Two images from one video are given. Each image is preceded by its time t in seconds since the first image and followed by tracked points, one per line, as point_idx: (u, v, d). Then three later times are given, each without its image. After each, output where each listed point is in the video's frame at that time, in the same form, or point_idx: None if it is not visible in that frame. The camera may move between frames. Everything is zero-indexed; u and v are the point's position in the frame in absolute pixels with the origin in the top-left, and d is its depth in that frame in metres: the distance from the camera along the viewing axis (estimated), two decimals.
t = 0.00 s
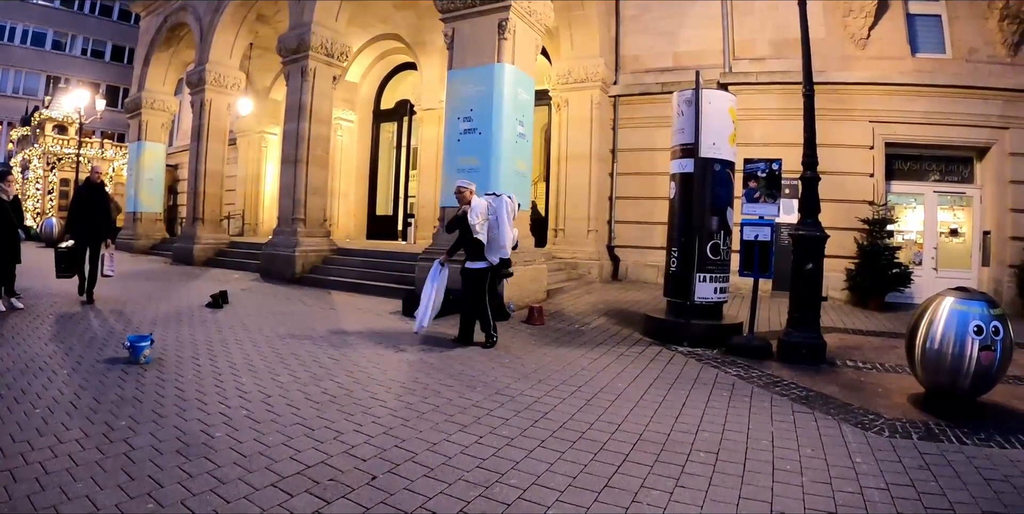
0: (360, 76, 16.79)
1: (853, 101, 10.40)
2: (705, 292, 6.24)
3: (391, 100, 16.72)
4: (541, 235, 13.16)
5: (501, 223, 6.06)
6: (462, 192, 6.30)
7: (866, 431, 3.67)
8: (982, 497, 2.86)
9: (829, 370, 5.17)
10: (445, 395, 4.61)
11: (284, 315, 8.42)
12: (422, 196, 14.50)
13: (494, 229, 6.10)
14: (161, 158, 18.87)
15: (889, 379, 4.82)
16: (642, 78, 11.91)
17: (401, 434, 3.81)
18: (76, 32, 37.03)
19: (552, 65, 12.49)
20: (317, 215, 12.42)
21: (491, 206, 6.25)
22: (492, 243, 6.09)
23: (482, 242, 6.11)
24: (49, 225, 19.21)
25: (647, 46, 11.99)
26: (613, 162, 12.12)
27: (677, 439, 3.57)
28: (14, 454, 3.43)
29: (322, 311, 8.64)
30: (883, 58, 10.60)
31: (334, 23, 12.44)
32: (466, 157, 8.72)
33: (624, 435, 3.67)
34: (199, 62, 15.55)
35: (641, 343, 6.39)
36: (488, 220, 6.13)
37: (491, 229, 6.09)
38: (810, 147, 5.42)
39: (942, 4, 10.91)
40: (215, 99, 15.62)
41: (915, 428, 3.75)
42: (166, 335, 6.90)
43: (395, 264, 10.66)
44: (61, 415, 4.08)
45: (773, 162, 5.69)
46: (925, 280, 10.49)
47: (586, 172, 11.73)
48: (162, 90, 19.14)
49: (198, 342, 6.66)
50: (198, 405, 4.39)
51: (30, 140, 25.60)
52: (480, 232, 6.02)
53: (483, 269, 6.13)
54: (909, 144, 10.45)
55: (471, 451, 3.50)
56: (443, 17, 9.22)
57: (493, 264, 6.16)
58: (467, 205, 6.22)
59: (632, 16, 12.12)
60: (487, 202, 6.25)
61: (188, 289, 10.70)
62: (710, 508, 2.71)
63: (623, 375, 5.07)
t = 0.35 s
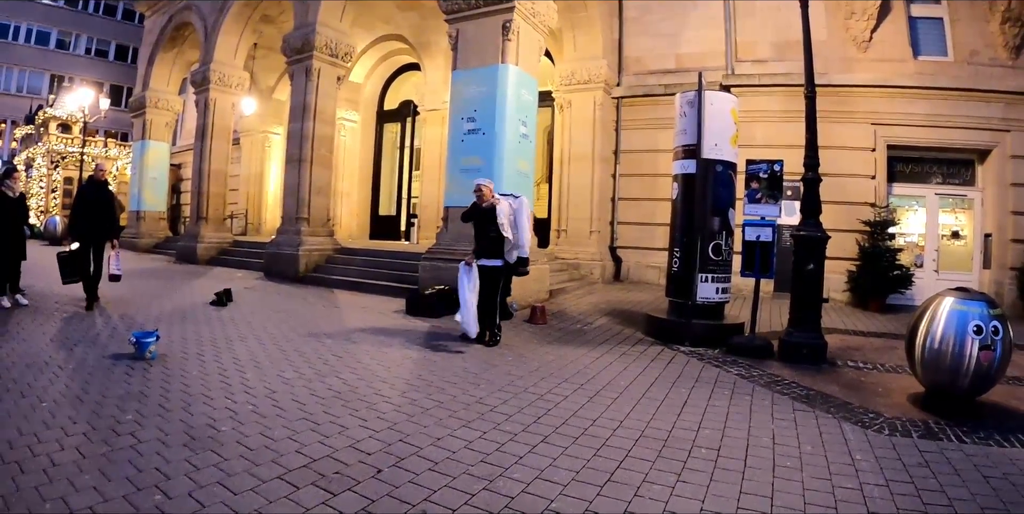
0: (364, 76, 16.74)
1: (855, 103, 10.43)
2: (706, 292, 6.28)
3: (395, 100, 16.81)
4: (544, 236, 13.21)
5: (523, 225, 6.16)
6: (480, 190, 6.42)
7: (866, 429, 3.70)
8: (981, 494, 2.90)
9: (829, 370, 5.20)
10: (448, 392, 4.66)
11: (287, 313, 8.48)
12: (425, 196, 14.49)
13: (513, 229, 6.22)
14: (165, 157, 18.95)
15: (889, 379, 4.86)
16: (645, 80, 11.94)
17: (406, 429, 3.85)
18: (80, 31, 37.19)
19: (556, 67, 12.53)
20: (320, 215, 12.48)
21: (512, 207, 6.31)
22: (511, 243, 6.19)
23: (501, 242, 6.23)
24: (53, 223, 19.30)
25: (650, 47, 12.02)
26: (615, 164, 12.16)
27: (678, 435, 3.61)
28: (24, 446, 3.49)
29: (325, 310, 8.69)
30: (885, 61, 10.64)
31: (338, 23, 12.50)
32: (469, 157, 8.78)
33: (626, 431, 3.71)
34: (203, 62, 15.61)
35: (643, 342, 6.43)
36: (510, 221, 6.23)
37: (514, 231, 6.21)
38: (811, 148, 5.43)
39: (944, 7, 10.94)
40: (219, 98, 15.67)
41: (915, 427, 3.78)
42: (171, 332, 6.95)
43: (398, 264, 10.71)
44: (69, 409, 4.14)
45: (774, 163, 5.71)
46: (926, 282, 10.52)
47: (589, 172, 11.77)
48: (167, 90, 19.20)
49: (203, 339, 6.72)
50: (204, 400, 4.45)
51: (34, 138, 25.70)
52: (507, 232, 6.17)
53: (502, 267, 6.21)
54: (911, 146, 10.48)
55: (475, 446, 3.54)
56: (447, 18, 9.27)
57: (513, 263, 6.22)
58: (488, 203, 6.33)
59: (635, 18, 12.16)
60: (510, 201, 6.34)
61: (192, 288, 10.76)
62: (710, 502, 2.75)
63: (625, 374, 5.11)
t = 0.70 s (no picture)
0: (370, 82, 16.89)
1: (859, 110, 10.50)
2: (712, 297, 6.34)
3: (402, 106, 16.97)
4: (549, 241, 13.30)
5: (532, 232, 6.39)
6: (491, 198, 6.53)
7: (869, 433, 3.76)
8: (982, 496, 2.96)
9: (833, 374, 5.26)
10: (457, 394, 4.74)
11: (296, 317, 8.58)
12: (431, 201, 14.64)
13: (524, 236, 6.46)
14: (172, 161, 19.11)
15: (893, 384, 4.91)
16: (650, 86, 12.02)
17: (416, 431, 3.93)
18: (86, 36, 37.54)
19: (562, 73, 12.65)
20: (327, 219, 12.61)
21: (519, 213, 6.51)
22: (523, 249, 6.44)
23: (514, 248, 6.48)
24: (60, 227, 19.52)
25: (655, 54, 12.12)
26: (621, 170, 12.24)
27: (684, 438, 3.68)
28: (45, 444, 3.58)
29: (333, 314, 8.78)
30: (889, 67, 10.69)
31: (346, 30, 12.65)
32: (477, 163, 8.89)
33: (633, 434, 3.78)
34: (212, 67, 15.79)
35: (648, 347, 6.49)
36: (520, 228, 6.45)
37: (525, 238, 6.46)
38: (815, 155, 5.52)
39: (947, 14, 11.00)
40: (227, 103, 15.83)
41: (918, 430, 3.83)
42: (181, 335, 7.05)
43: (404, 269, 10.80)
44: (82, 410, 4.22)
45: (779, 171, 5.83)
46: (930, 288, 10.56)
47: (595, 179, 11.86)
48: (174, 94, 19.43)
49: (213, 342, 6.81)
50: (218, 402, 4.54)
51: (41, 142, 25.95)
52: (519, 238, 6.41)
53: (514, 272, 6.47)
54: (915, 153, 10.53)
55: (485, 447, 3.62)
56: (455, 25, 9.39)
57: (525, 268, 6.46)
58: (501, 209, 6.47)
59: (639, 25, 12.26)
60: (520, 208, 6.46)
61: (200, 291, 10.87)
62: (715, 502, 2.83)
63: (630, 377, 5.18)
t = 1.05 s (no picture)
0: (384, 84, 17.16)
1: (871, 114, 10.51)
2: (725, 299, 6.42)
3: (415, 108, 17.18)
4: (563, 244, 13.41)
5: (547, 235, 6.68)
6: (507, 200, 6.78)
7: (880, 433, 3.84)
8: (992, 495, 3.04)
9: (845, 376, 5.33)
10: (474, 393, 4.87)
11: (313, 317, 8.75)
12: (445, 203, 14.82)
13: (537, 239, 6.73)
14: (187, 162, 19.40)
15: (904, 386, 4.98)
16: (663, 90, 12.11)
17: (437, 428, 4.06)
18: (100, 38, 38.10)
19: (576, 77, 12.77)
20: (342, 221, 12.81)
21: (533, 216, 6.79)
22: (534, 249, 6.73)
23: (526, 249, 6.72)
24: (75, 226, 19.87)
25: (668, 58, 12.20)
26: (633, 173, 12.32)
27: (699, 436, 3.77)
28: (83, 433, 3.74)
29: (350, 315, 8.95)
30: (900, 71, 10.71)
31: (361, 33, 12.84)
32: (492, 166, 9.03)
33: (649, 432, 3.88)
34: (228, 70, 16.04)
35: (661, 348, 6.59)
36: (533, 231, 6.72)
37: (538, 240, 6.72)
38: (828, 159, 5.57)
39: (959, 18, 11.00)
40: (243, 105, 16.06)
41: (928, 431, 3.91)
42: (201, 334, 7.23)
43: (419, 270, 10.96)
44: (108, 405, 4.32)
45: (792, 175, 5.93)
46: (941, 292, 10.56)
47: (608, 182, 11.95)
48: (189, 95, 19.78)
49: (234, 340, 6.98)
50: (244, 398, 4.69)
51: (57, 143, 26.37)
52: (533, 239, 6.68)
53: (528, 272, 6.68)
54: (927, 156, 10.52)
55: (504, 444, 3.74)
56: (471, 29, 9.55)
57: (536, 268, 6.77)
58: (519, 209, 6.70)
59: (652, 29, 12.36)
60: (536, 209, 6.74)
61: (217, 291, 11.08)
62: (730, 498, 2.91)
63: (644, 378, 5.27)
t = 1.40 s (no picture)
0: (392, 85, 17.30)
1: (877, 116, 10.52)
2: (730, 300, 6.48)
3: (422, 108, 17.29)
4: (570, 245, 13.48)
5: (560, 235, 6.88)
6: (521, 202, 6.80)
7: (883, 432, 3.90)
8: (992, 493, 3.09)
9: (849, 377, 5.38)
10: (482, 390, 4.95)
11: (321, 315, 8.86)
12: (452, 203, 14.92)
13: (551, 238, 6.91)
14: (196, 161, 19.57)
15: (907, 387, 5.03)
16: (670, 92, 12.16)
17: (447, 423, 4.15)
18: (109, 36, 38.46)
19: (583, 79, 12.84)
20: (351, 220, 12.93)
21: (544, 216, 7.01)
22: (550, 248, 6.90)
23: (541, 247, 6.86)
24: (84, 224, 20.07)
25: (675, 60, 12.25)
26: (640, 175, 12.38)
27: (703, 434, 3.84)
28: (103, 427, 3.85)
29: (359, 313, 9.05)
30: (907, 74, 10.71)
31: (370, 34, 12.96)
32: (500, 166, 9.13)
33: (654, 430, 3.95)
34: (237, 69, 16.21)
35: (667, 348, 6.65)
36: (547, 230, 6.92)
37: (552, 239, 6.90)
38: (834, 161, 5.62)
39: (966, 20, 11.00)
40: (252, 105, 16.22)
41: (931, 431, 3.96)
42: (212, 331, 7.36)
43: (427, 270, 11.07)
44: (122, 400, 4.42)
45: (798, 176, 5.94)
46: (947, 294, 10.57)
47: (615, 184, 12.02)
48: (198, 95, 19.98)
49: (244, 337, 7.08)
50: (257, 393, 4.80)
51: (66, 141, 26.59)
52: (548, 236, 6.85)
53: (541, 272, 6.81)
54: (933, 159, 10.52)
55: (512, 440, 3.82)
56: (480, 30, 9.63)
57: (548, 268, 6.88)
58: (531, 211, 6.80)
59: (660, 31, 12.42)
60: (549, 209, 6.97)
61: (225, 289, 11.20)
62: (732, 494, 2.99)
63: (649, 377, 5.33)
